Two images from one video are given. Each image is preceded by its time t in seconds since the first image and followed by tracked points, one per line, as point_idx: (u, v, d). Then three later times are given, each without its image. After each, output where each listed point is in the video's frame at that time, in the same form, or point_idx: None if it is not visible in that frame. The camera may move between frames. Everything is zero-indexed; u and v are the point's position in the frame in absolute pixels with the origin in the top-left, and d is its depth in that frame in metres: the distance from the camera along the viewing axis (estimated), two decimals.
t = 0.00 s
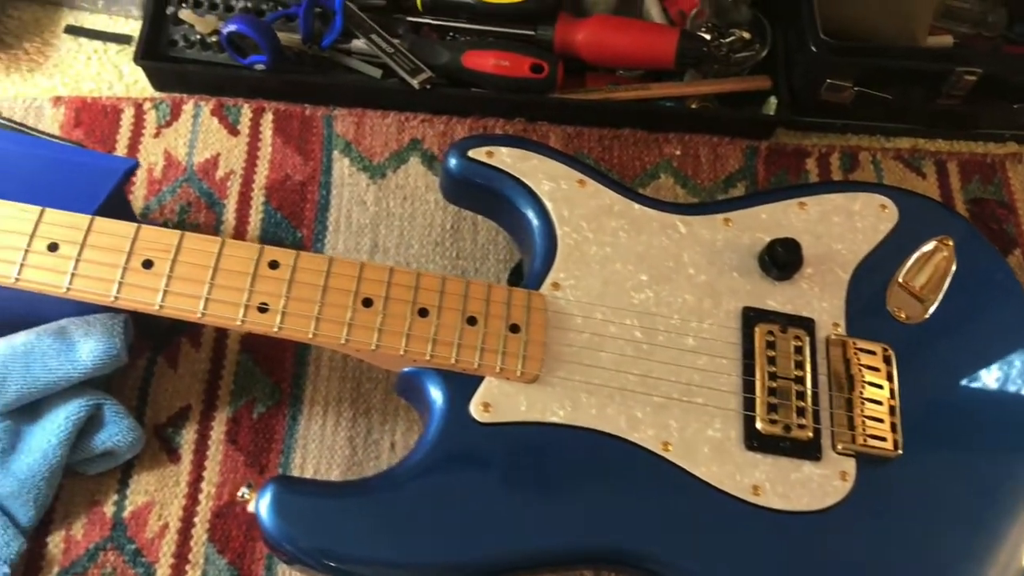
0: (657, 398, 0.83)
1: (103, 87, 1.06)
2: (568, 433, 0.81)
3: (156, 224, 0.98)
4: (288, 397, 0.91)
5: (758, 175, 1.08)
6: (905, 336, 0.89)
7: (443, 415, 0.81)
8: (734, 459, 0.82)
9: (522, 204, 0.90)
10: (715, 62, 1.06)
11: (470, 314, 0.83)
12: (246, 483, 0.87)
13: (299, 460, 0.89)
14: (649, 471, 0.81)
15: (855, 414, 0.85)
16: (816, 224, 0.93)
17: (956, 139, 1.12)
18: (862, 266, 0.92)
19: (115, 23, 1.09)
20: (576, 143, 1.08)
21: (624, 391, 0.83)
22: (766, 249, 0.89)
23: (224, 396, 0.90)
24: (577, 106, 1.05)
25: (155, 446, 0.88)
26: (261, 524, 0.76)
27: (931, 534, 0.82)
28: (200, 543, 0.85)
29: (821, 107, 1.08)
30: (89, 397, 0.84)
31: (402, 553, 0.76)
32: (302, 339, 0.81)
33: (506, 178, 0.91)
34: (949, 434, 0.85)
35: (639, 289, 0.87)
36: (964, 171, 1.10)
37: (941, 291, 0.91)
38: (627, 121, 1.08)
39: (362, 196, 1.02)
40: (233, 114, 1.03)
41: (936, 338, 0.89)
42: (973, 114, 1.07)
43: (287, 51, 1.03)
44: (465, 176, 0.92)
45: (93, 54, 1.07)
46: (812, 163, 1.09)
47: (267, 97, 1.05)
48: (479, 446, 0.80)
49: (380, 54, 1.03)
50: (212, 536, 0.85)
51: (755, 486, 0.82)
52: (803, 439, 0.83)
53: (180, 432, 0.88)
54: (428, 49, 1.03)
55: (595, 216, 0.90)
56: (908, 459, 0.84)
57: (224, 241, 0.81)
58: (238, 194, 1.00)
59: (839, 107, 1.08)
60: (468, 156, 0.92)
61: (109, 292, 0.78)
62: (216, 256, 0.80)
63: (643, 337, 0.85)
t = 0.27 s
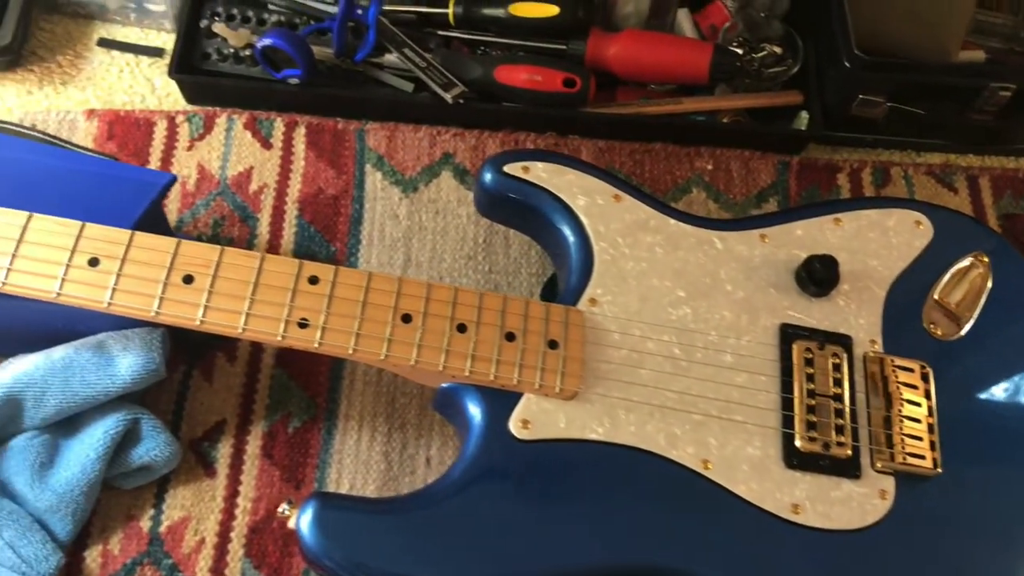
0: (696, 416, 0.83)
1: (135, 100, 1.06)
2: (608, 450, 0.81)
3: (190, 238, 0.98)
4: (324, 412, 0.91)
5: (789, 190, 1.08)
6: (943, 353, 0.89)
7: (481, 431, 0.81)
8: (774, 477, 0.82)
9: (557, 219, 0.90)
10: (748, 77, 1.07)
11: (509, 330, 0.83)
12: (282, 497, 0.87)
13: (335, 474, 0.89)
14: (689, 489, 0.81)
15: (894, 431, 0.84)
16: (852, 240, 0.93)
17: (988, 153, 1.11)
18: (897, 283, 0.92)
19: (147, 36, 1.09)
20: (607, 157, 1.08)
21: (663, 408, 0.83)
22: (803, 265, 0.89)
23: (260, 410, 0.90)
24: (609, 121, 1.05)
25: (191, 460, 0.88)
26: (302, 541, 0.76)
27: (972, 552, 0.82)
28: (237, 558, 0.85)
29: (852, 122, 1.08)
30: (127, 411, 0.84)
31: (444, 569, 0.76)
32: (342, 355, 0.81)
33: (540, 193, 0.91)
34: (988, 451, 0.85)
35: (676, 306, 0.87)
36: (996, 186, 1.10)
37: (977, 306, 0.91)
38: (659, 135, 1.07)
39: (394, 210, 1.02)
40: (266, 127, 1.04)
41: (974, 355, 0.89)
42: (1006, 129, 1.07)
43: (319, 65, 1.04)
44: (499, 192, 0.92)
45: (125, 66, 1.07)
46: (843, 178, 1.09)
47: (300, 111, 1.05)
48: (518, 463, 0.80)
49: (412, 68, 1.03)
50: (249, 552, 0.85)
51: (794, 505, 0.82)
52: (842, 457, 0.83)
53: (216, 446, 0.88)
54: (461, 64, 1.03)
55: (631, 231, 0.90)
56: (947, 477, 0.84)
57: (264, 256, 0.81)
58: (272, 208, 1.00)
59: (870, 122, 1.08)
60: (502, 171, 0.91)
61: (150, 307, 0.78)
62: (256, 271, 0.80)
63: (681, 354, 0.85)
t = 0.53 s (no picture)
0: (736, 432, 0.83)
1: (167, 112, 1.05)
2: (648, 467, 0.80)
3: (223, 251, 0.97)
4: (359, 426, 0.91)
5: (822, 203, 1.07)
6: (982, 369, 0.88)
7: (522, 446, 0.81)
8: (815, 494, 0.82)
9: (593, 233, 0.90)
10: (779, 90, 1.07)
11: (547, 345, 0.83)
12: (318, 512, 0.87)
13: (371, 488, 0.89)
14: (729, 505, 0.81)
15: (935, 448, 0.84)
16: (889, 254, 0.92)
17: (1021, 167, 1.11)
18: (935, 298, 0.91)
19: (179, 48, 1.09)
20: (638, 169, 1.07)
21: (703, 424, 0.83)
22: (841, 280, 0.88)
23: (296, 424, 0.90)
24: (642, 134, 1.05)
25: (227, 474, 0.88)
26: (344, 558, 0.75)
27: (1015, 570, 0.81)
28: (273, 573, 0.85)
29: (885, 135, 1.08)
30: (164, 425, 0.84)
31: None
32: (382, 369, 0.81)
33: (576, 207, 0.91)
34: None
35: (715, 320, 0.87)
36: None
37: (1016, 319, 0.90)
38: (691, 148, 1.07)
39: (427, 223, 1.02)
40: (298, 140, 1.03)
41: (1014, 371, 0.88)
42: None
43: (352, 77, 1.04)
44: (534, 205, 0.91)
45: (157, 79, 1.07)
46: (876, 192, 1.08)
47: (332, 124, 1.05)
48: (558, 479, 0.79)
49: (445, 81, 1.03)
50: (286, 566, 0.85)
51: (836, 522, 0.81)
52: (883, 474, 0.83)
53: (252, 460, 0.88)
54: (494, 77, 1.03)
55: (668, 245, 0.89)
56: (989, 495, 0.83)
57: (303, 270, 0.82)
58: (305, 220, 1.00)
59: (903, 135, 1.07)
60: (538, 184, 0.91)
61: (191, 321, 0.79)
62: (295, 285, 0.81)
63: (720, 369, 0.85)
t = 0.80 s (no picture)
0: (773, 447, 0.83)
1: (196, 123, 1.05)
2: (684, 482, 0.80)
3: (254, 262, 0.97)
4: (390, 439, 0.90)
5: (851, 216, 1.07)
6: (1017, 384, 0.88)
7: (556, 461, 0.80)
8: (852, 510, 0.81)
9: (626, 246, 0.90)
10: (809, 103, 1.06)
11: (582, 359, 0.83)
12: (349, 527, 0.87)
13: (402, 503, 0.88)
14: (765, 521, 0.80)
15: (973, 464, 0.84)
16: (923, 268, 0.92)
17: None
18: (971, 312, 0.90)
19: (206, 60, 1.08)
20: (667, 182, 1.07)
21: (739, 440, 0.82)
22: (875, 294, 0.88)
23: (326, 437, 0.90)
24: (671, 147, 1.05)
25: (258, 487, 0.87)
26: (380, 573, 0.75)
27: None
28: None
29: (915, 148, 1.07)
30: (196, 438, 0.84)
31: None
32: (417, 382, 0.81)
33: (609, 221, 0.90)
34: None
35: (749, 334, 0.87)
36: None
37: None
38: (720, 160, 1.07)
39: (456, 235, 1.02)
40: (327, 152, 1.03)
41: None
42: None
43: (381, 89, 1.04)
44: (566, 218, 0.91)
45: (185, 90, 1.06)
46: (905, 205, 1.08)
47: (360, 136, 1.05)
48: (594, 494, 0.79)
49: (474, 93, 1.02)
50: None
51: (873, 538, 0.81)
52: (921, 490, 0.82)
53: (283, 473, 0.88)
54: (524, 89, 1.03)
55: (701, 259, 0.89)
56: None
57: (338, 283, 0.82)
58: (335, 232, 1.00)
59: (934, 148, 1.07)
60: (571, 197, 0.91)
61: (227, 335, 0.78)
62: (331, 298, 0.81)
63: (755, 384, 0.85)
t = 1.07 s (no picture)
0: (808, 460, 0.82)
1: (223, 130, 1.05)
2: (718, 494, 0.80)
3: (282, 270, 0.97)
4: (419, 449, 0.90)
5: (882, 225, 1.06)
6: None
7: (590, 474, 0.80)
8: (889, 524, 0.81)
9: (659, 256, 0.89)
10: (838, 111, 1.05)
11: (616, 370, 0.83)
12: (379, 538, 0.86)
13: (432, 514, 0.88)
14: (800, 534, 0.80)
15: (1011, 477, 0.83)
16: (957, 279, 0.90)
17: None
18: (1007, 323, 0.89)
19: (232, 67, 1.08)
20: (696, 190, 1.06)
21: (773, 452, 0.82)
22: (910, 305, 0.87)
23: (355, 447, 0.89)
24: (700, 154, 1.04)
25: (287, 497, 0.87)
26: None
27: None
28: None
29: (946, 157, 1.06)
30: (226, 448, 0.83)
31: None
32: (450, 393, 0.80)
33: (642, 229, 0.89)
34: None
35: (783, 345, 0.86)
36: None
37: None
38: (749, 169, 1.06)
39: (483, 243, 1.01)
40: (354, 159, 1.03)
41: None
42: None
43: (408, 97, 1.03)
44: (597, 227, 0.90)
45: (211, 97, 1.06)
46: (936, 215, 1.07)
47: (387, 143, 1.04)
48: (628, 505, 0.79)
49: (501, 100, 1.01)
50: None
51: (910, 553, 0.80)
52: (958, 504, 0.81)
53: (313, 483, 0.88)
54: (551, 96, 1.02)
55: (734, 268, 0.88)
56: None
57: (370, 292, 0.81)
58: (362, 240, 1.00)
59: (966, 156, 1.06)
60: (602, 206, 0.90)
61: (258, 344, 0.78)
62: (363, 307, 0.80)
63: (790, 396, 0.84)
